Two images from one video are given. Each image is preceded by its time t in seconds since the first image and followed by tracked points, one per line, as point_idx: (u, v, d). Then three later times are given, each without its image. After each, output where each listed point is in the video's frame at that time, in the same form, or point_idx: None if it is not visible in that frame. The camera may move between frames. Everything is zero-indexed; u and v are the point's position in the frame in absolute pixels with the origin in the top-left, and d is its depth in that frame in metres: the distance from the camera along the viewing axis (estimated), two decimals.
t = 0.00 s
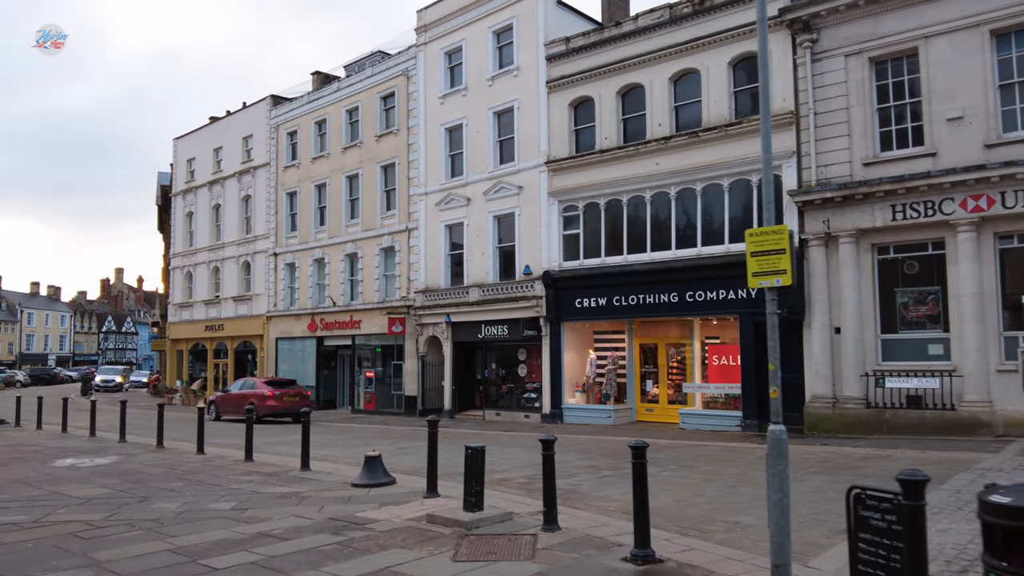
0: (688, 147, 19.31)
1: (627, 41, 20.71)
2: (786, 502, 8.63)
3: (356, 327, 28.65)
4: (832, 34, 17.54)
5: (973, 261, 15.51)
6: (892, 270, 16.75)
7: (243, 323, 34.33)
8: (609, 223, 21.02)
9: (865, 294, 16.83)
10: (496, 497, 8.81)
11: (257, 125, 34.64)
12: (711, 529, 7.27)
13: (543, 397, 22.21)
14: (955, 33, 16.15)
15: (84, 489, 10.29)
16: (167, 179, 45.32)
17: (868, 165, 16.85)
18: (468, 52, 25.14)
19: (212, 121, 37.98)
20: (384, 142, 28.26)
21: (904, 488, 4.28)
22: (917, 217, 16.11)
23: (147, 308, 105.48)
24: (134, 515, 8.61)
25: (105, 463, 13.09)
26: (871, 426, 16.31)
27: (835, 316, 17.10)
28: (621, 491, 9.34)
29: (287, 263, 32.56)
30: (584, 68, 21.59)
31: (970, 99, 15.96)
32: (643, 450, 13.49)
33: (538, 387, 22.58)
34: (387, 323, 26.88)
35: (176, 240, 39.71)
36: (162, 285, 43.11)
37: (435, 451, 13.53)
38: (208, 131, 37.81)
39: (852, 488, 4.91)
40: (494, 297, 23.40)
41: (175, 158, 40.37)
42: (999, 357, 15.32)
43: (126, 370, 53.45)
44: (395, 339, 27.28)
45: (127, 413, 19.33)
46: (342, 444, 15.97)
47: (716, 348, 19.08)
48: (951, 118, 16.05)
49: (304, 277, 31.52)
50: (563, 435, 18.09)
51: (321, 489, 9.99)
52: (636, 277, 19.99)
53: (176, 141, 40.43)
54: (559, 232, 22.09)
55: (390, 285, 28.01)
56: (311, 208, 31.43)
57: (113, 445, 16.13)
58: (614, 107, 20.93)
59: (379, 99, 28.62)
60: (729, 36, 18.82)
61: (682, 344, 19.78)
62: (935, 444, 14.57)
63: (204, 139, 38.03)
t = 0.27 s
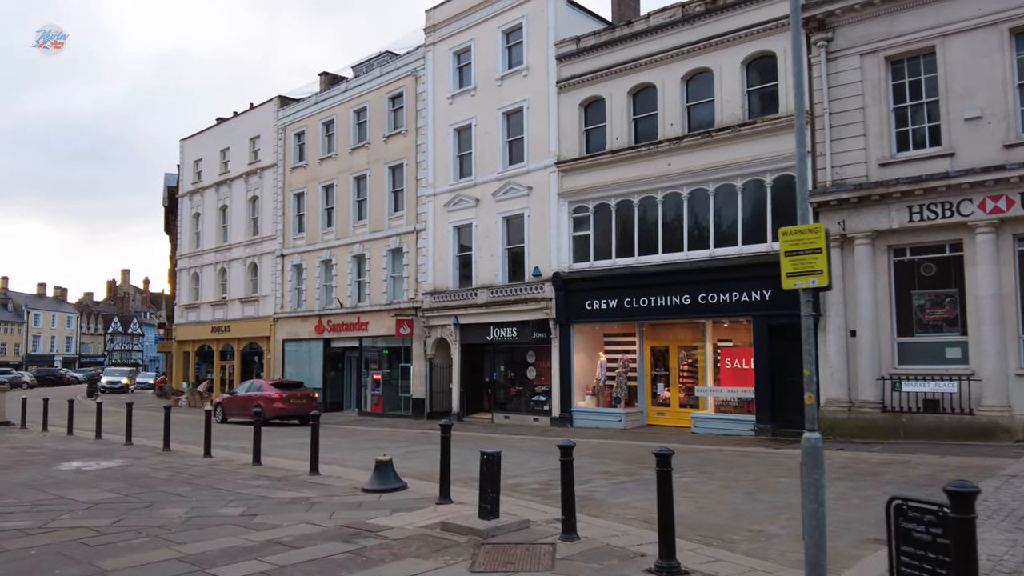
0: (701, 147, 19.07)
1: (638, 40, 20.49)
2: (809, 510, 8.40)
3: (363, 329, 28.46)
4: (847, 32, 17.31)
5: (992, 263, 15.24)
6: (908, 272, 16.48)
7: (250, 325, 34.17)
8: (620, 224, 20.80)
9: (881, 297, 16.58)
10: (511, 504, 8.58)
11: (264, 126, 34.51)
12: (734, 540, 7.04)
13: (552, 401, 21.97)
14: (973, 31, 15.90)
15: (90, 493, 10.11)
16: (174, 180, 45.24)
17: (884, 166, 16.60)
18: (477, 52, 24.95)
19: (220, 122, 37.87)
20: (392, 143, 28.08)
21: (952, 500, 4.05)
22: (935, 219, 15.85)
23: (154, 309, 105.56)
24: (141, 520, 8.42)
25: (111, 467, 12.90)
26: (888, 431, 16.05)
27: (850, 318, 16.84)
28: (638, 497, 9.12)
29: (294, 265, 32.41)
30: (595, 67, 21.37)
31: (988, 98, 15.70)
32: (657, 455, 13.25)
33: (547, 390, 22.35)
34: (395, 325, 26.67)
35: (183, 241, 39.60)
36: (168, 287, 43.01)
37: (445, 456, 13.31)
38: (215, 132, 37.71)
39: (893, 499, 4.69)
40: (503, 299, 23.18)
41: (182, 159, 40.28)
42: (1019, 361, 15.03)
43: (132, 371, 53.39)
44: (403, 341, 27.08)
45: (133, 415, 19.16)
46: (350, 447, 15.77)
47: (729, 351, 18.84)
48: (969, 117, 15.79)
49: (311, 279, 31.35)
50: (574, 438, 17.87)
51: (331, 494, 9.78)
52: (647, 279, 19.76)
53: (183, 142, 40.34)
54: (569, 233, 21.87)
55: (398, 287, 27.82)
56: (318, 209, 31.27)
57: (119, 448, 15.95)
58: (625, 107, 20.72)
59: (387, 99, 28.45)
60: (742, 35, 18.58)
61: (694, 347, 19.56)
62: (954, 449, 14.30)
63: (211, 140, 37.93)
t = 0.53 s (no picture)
0: (711, 146, 18.86)
1: (647, 38, 20.29)
2: (830, 514, 8.18)
3: (368, 329, 28.27)
4: (860, 29, 17.08)
5: (1008, 263, 15.02)
6: (922, 272, 16.24)
7: (254, 325, 34.01)
8: (628, 224, 20.59)
9: (893, 297, 16.34)
10: (523, 508, 8.38)
11: (268, 125, 34.35)
12: (756, 547, 6.83)
13: (560, 402, 21.76)
14: (989, 28, 15.67)
15: (93, 496, 9.92)
16: (178, 180, 45.10)
17: (897, 164, 16.39)
18: (483, 50, 24.76)
19: (224, 122, 37.72)
20: (397, 142, 27.91)
21: (1001, 509, 3.85)
22: (949, 218, 15.63)
23: (157, 310, 105.53)
24: (145, 524, 8.23)
25: (115, 469, 12.72)
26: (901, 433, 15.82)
27: (863, 319, 16.57)
28: (652, 501, 8.92)
29: (299, 265, 32.24)
30: (603, 65, 21.18)
31: (1004, 95, 15.47)
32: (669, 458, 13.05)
33: (554, 391, 22.14)
34: (401, 326, 26.47)
35: (187, 242, 39.46)
36: (172, 287, 42.88)
37: (453, 458, 13.12)
38: (220, 132, 37.56)
39: (932, 506, 4.49)
40: (510, 300, 22.98)
41: (186, 159, 40.13)
42: None
43: (136, 372, 53.26)
44: (408, 341, 26.89)
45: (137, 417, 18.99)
46: (356, 449, 15.58)
47: (739, 352, 18.62)
48: (985, 115, 15.57)
49: (316, 279, 31.18)
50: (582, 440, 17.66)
51: (339, 497, 9.59)
52: (656, 279, 19.55)
53: (187, 142, 40.20)
54: (577, 233, 21.68)
55: (403, 287, 27.64)
56: (323, 209, 31.10)
57: (123, 449, 15.78)
58: (634, 105, 20.53)
59: (393, 98, 28.27)
60: (753, 33, 18.37)
61: (703, 348, 19.37)
62: (970, 452, 14.08)
63: (216, 139, 37.78)
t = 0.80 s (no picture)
0: (722, 141, 18.62)
1: (656, 33, 20.06)
2: (853, 516, 7.94)
3: (374, 329, 28.07)
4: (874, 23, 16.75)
5: None
6: (937, 270, 15.99)
7: (259, 325, 33.84)
8: (638, 221, 20.36)
9: (909, 295, 16.06)
10: (537, 510, 8.16)
11: (274, 124, 34.18)
12: (781, 550, 6.59)
13: (568, 402, 21.54)
14: (1005, 21, 15.41)
15: (97, 497, 9.72)
16: (183, 179, 44.97)
17: (912, 160, 16.15)
18: (490, 47, 24.55)
19: (229, 121, 37.57)
20: (403, 140, 27.70)
21: None
22: (965, 214, 15.37)
23: (163, 310, 105.57)
24: (150, 526, 8.02)
25: (119, 469, 12.53)
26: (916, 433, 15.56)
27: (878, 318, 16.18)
28: (669, 502, 8.69)
29: (304, 264, 32.06)
30: (612, 61, 20.94)
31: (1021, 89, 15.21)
32: (682, 458, 12.82)
33: (563, 391, 21.91)
34: (407, 325, 26.25)
35: (192, 241, 39.32)
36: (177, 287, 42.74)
37: (462, 458, 12.90)
38: (224, 131, 37.41)
39: (977, 508, 4.26)
40: (518, 298, 22.74)
41: (191, 158, 40.00)
42: None
43: (141, 372, 53.24)
44: (414, 341, 26.69)
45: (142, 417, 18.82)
46: (364, 449, 15.38)
47: (750, 351, 18.34)
48: (1002, 109, 15.30)
49: (322, 278, 30.99)
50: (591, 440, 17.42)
51: (347, 498, 9.38)
52: (666, 277, 19.31)
53: (191, 141, 40.08)
54: (585, 230, 21.46)
55: (409, 286, 27.44)
56: (328, 208, 30.91)
57: (128, 449, 15.59)
58: (643, 101, 20.28)
59: (399, 96, 28.07)
60: (765, 27, 18.13)
61: (714, 347, 19.13)
62: (988, 452, 13.82)
63: (221, 138, 37.63)
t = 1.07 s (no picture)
0: (735, 139, 18.35)
1: (667, 30, 19.79)
2: (880, 524, 7.68)
3: (382, 330, 27.85)
4: (889, 18, 16.33)
5: None
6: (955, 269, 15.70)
7: (266, 326, 33.66)
8: (649, 221, 20.10)
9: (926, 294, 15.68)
10: (553, 517, 7.91)
11: (280, 124, 34.00)
12: (810, 561, 6.33)
13: (579, 403, 21.28)
14: None
15: (101, 503, 9.51)
16: (190, 180, 44.87)
17: (930, 158, 15.88)
18: (498, 45, 24.31)
19: (235, 121, 37.43)
20: (411, 140, 27.48)
21: None
22: (984, 212, 15.08)
23: (170, 311, 105.65)
24: (155, 534, 7.80)
25: (124, 474, 12.32)
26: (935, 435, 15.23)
27: (895, 318, 15.85)
28: (688, 509, 8.43)
29: (312, 265, 31.87)
30: (623, 58, 20.68)
31: None
32: (698, 462, 12.56)
33: (573, 393, 21.65)
34: (415, 326, 26.02)
35: (198, 242, 39.18)
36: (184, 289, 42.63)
37: (473, 462, 12.66)
38: (231, 132, 37.26)
39: None
40: (527, 299, 22.49)
41: (198, 159, 39.87)
42: None
43: (148, 374, 53.15)
44: (422, 342, 26.46)
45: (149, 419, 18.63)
46: (372, 452, 15.14)
47: (763, 352, 18.12)
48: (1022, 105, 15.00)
49: (329, 279, 30.80)
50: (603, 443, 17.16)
51: (357, 504, 9.15)
52: (678, 277, 19.04)
53: (198, 142, 39.95)
54: (595, 230, 21.20)
55: (417, 287, 27.22)
56: (336, 208, 30.72)
57: (134, 453, 15.39)
58: (654, 99, 20.03)
59: (406, 95, 27.86)
60: (778, 23, 17.84)
61: (727, 348, 18.87)
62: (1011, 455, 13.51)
63: (227, 139, 37.49)
